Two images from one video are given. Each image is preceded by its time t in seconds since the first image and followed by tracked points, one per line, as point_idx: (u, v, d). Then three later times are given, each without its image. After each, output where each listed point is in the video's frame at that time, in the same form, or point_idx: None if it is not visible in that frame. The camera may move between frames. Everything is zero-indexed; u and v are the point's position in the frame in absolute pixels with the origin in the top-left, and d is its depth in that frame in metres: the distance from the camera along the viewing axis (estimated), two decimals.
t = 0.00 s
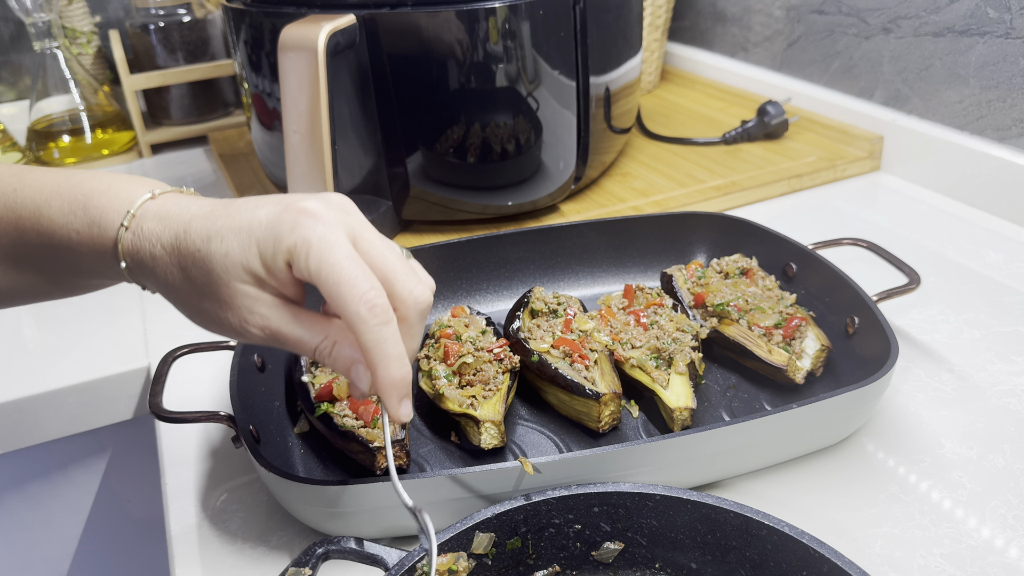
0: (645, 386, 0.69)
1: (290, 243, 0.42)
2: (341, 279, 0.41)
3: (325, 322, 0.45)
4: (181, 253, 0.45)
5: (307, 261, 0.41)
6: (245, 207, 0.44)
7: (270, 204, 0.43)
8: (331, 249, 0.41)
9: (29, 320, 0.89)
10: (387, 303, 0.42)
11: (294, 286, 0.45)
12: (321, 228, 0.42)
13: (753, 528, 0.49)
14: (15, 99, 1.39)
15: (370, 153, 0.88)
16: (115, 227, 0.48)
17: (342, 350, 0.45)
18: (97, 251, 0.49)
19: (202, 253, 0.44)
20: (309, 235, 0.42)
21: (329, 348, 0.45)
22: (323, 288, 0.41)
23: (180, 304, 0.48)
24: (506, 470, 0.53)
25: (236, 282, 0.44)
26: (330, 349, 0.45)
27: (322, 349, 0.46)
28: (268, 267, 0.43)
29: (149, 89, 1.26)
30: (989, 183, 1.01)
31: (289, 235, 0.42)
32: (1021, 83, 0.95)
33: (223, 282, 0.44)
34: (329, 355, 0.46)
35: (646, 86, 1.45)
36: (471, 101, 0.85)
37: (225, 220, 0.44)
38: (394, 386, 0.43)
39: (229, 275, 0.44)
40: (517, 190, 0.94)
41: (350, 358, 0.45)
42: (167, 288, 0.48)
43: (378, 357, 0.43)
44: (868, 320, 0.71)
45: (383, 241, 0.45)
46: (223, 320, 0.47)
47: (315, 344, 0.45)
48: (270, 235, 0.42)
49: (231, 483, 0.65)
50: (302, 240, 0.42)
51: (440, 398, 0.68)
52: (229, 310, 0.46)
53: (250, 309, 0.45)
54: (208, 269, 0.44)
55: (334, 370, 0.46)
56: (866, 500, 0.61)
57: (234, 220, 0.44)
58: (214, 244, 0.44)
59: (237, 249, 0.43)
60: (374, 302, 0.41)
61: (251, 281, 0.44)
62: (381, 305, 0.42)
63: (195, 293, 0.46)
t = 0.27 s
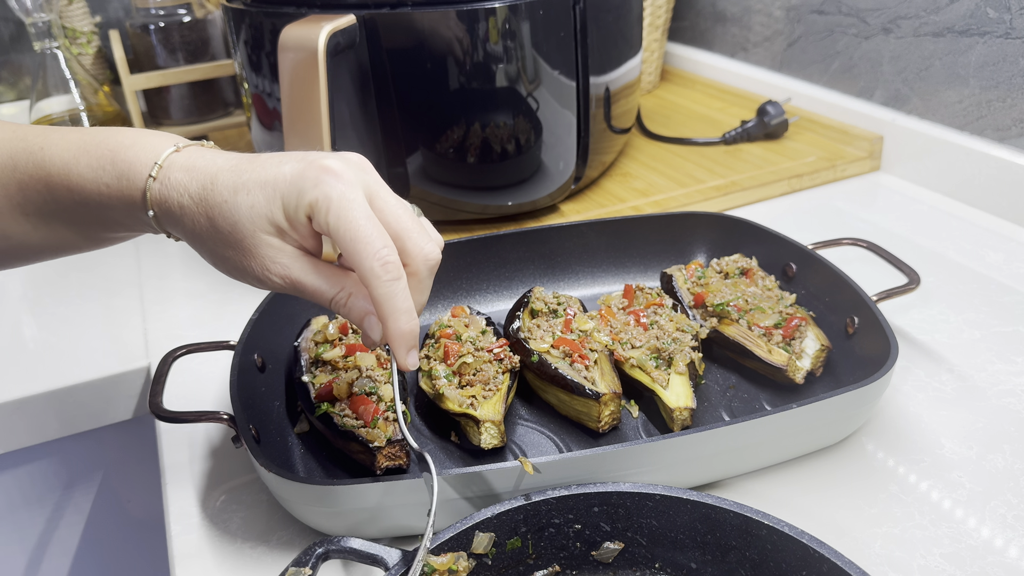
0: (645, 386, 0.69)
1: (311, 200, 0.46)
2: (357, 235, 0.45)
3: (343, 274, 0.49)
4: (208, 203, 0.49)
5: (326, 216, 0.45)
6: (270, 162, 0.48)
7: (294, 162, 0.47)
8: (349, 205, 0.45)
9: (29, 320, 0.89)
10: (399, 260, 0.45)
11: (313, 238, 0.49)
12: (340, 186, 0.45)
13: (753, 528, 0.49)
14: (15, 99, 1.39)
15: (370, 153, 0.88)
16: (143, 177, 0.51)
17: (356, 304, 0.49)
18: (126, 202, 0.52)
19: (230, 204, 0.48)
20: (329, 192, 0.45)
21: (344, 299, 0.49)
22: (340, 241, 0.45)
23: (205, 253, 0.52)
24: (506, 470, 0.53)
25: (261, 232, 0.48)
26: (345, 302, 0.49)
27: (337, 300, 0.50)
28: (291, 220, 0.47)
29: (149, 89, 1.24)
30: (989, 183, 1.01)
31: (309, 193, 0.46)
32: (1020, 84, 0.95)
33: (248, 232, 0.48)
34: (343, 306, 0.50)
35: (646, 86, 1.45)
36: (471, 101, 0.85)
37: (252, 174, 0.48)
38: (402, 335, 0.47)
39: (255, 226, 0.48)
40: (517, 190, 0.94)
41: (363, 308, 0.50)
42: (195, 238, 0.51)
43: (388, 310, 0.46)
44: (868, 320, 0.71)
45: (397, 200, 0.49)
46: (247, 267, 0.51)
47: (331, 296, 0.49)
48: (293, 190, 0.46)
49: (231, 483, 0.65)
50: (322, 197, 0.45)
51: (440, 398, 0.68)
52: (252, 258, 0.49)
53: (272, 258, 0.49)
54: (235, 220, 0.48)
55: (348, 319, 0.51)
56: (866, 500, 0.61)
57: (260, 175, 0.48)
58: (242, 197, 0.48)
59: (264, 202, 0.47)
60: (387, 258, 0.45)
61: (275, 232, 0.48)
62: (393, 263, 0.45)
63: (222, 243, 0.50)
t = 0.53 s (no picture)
0: (645, 386, 0.69)
1: (332, 219, 0.46)
2: (379, 256, 0.44)
3: (364, 293, 0.49)
4: (231, 219, 0.49)
5: (348, 237, 0.45)
6: (293, 181, 0.48)
7: (318, 180, 0.47)
8: (371, 227, 0.45)
9: (29, 319, 0.89)
10: (419, 283, 0.45)
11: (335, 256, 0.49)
12: (361, 207, 0.45)
13: (752, 528, 0.49)
14: (15, 99, 1.39)
15: (369, 153, 0.88)
16: (168, 190, 0.51)
17: (377, 323, 0.49)
18: (151, 213, 0.52)
19: (253, 222, 0.48)
20: (351, 212, 0.45)
21: (366, 319, 0.49)
22: (361, 262, 0.45)
23: (229, 267, 0.52)
24: (505, 470, 0.53)
25: (285, 249, 0.48)
26: (367, 321, 0.49)
27: (358, 318, 0.49)
28: (312, 238, 0.47)
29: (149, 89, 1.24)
30: (989, 183, 1.01)
31: (331, 212, 0.46)
32: (1020, 84, 0.95)
33: (271, 250, 0.48)
34: (365, 325, 0.49)
35: (646, 86, 1.45)
36: (471, 101, 0.85)
37: (275, 192, 0.48)
38: (422, 358, 0.47)
39: (278, 244, 0.48)
40: (517, 190, 0.94)
41: (384, 328, 0.49)
42: (220, 252, 0.51)
43: (409, 332, 0.46)
44: (868, 320, 0.71)
45: (419, 219, 0.49)
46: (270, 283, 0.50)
47: (352, 314, 0.49)
48: (315, 209, 0.46)
49: (231, 482, 0.65)
50: (344, 217, 0.45)
51: (440, 398, 0.68)
52: (275, 275, 0.49)
53: (294, 276, 0.49)
54: (258, 237, 0.48)
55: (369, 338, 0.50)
56: (866, 500, 0.61)
57: (282, 193, 0.47)
58: (265, 214, 0.48)
59: (286, 220, 0.47)
60: (408, 281, 0.45)
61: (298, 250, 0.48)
62: (413, 286, 0.45)
63: (245, 259, 0.50)
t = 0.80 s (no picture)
0: (645, 386, 0.69)
1: (343, 186, 0.47)
2: (401, 208, 0.47)
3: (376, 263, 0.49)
4: (229, 212, 0.49)
5: (362, 200, 0.47)
6: (291, 163, 0.49)
7: (316, 157, 0.49)
8: (381, 184, 0.47)
9: (29, 319, 0.89)
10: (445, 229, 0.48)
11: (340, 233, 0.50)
12: (371, 169, 0.48)
13: (752, 528, 0.49)
14: (15, 99, 1.39)
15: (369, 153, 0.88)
16: (156, 195, 0.51)
17: (396, 289, 0.48)
18: (140, 221, 0.53)
19: (252, 206, 0.48)
20: (361, 175, 0.47)
21: (382, 285, 0.48)
22: (384, 217, 0.47)
23: (228, 265, 0.52)
24: (505, 470, 0.53)
25: (289, 230, 0.49)
26: (382, 288, 0.48)
27: (373, 290, 0.48)
28: (320, 211, 0.48)
29: (149, 90, 1.26)
30: (989, 183, 1.01)
31: (341, 179, 0.47)
32: (1020, 84, 0.95)
33: (276, 230, 0.48)
34: (381, 296, 0.48)
35: (646, 86, 1.45)
36: (471, 101, 0.85)
37: (273, 175, 0.49)
38: (454, 305, 0.48)
39: (283, 224, 0.48)
40: (516, 190, 0.94)
41: (402, 292, 0.48)
42: (218, 253, 0.52)
43: (440, 278, 0.48)
44: (868, 321, 0.71)
45: (419, 187, 0.51)
46: (276, 274, 0.50)
47: (368, 285, 0.48)
48: (321, 180, 0.48)
49: (231, 482, 0.65)
50: (356, 181, 0.47)
51: (440, 398, 0.68)
52: (280, 261, 0.49)
53: (302, 258, 0.49)
54: (261, 222, 0.48)
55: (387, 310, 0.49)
56: (866, 500, 0.61)
57: (281, 174, 0.48)
58: (266, 197, 0.48)
59: (289, 198, 0.48)
60: (434, 228, 0.47)
61: (304, 229, 0.49)
62: (440, 230, 0.48)
63: (248, 252, 0.50)
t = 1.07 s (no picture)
0: (645, 386, 0.69)
1: (204, 271, 0.45)
2: (287, 274, 0.47)
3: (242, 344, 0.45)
4: (65, 310, 0.45)
5: (228, 279, 0.45)
6: (138, 254, 0.46)
7: (168, 247, 0.45)
8: (250, 268, 0.46)
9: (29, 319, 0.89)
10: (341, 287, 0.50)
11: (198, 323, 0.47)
12: (238, 249, 0.46)
13: (753, 529, 0.49)
14: (15, 99, 1.39)
15: (370, 153, 0.88)
16: None
17: (271, 359, 0.44)
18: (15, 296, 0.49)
19: (92, 301, 0.44)
20: (226, 255, 0.46)
21: (248, 363, 0.44)
22: (267, 287, 0.46)
23: (77, 373, 0.46)
24: (505, 471, 0.53)
25: (132, 326, 0.44)
26: (252, 364, 0.43)
27: (238, 373, 0.44)
28: (173, 303, 0.45)
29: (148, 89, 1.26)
30: (990, 183, 1.01)
31: (201, 264, 0.45)
32: (1021, 83, 0.95)
33: (117, 327, 0.44)
34: (252, 377, 0.44)
35: (646, 86, 1.45)
36: (471, 101, 0.85)
37: (115, 266, 0.45)
38: (344, 366, 0.48)
39: (125, 317, 0.44)
40: (516, 190, 0.93)
41: (274, 369, 0.44)
42: (59, 354, 0.46)
43: (337, 340, 0.48)
44: (869, 320, 0.71)
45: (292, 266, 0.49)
46: (120, 376, 0.45)
47: (234, 365, 0.44)
48: (175, 269, 0.44)
49: (230, 483, 0.64)
50: (221, 262, 0.45)
51: (440, 399, 0.67)
52: (122, 360, 0.44)
53: (146, 353, 0.44)
54: (99, 317, 0.44)
55: (258, 394, 0.44)
56: (867, 501, 0.61)
57: (125, 265, 0.44)
58: (108, 288, 0.44)
59: (138, 288, 0.44)
60: (328, 286, 0.49)
61: (151, 322, 0.45)
62: (332, 286, 0.49)
63: (87, 352, 0.45)
